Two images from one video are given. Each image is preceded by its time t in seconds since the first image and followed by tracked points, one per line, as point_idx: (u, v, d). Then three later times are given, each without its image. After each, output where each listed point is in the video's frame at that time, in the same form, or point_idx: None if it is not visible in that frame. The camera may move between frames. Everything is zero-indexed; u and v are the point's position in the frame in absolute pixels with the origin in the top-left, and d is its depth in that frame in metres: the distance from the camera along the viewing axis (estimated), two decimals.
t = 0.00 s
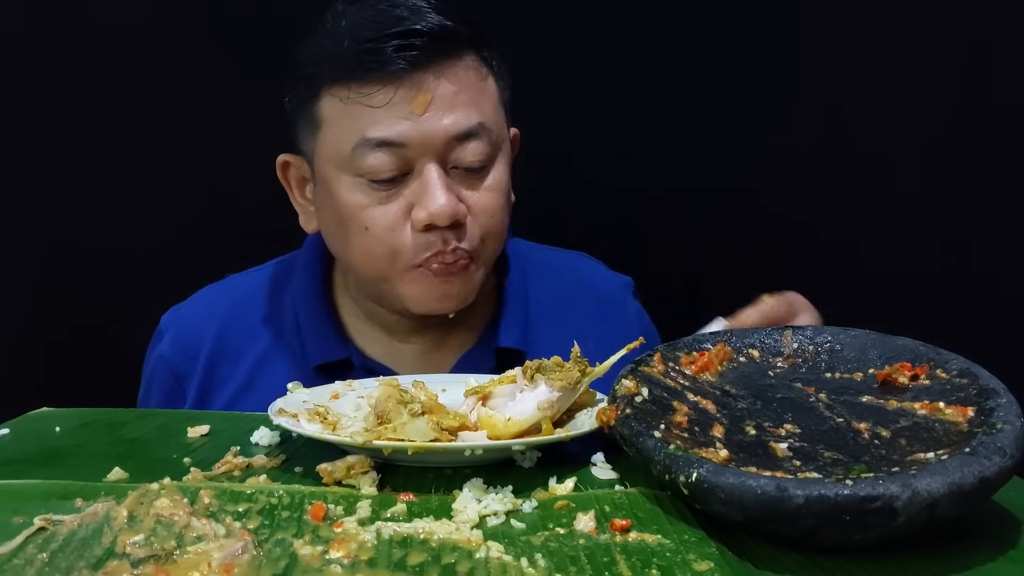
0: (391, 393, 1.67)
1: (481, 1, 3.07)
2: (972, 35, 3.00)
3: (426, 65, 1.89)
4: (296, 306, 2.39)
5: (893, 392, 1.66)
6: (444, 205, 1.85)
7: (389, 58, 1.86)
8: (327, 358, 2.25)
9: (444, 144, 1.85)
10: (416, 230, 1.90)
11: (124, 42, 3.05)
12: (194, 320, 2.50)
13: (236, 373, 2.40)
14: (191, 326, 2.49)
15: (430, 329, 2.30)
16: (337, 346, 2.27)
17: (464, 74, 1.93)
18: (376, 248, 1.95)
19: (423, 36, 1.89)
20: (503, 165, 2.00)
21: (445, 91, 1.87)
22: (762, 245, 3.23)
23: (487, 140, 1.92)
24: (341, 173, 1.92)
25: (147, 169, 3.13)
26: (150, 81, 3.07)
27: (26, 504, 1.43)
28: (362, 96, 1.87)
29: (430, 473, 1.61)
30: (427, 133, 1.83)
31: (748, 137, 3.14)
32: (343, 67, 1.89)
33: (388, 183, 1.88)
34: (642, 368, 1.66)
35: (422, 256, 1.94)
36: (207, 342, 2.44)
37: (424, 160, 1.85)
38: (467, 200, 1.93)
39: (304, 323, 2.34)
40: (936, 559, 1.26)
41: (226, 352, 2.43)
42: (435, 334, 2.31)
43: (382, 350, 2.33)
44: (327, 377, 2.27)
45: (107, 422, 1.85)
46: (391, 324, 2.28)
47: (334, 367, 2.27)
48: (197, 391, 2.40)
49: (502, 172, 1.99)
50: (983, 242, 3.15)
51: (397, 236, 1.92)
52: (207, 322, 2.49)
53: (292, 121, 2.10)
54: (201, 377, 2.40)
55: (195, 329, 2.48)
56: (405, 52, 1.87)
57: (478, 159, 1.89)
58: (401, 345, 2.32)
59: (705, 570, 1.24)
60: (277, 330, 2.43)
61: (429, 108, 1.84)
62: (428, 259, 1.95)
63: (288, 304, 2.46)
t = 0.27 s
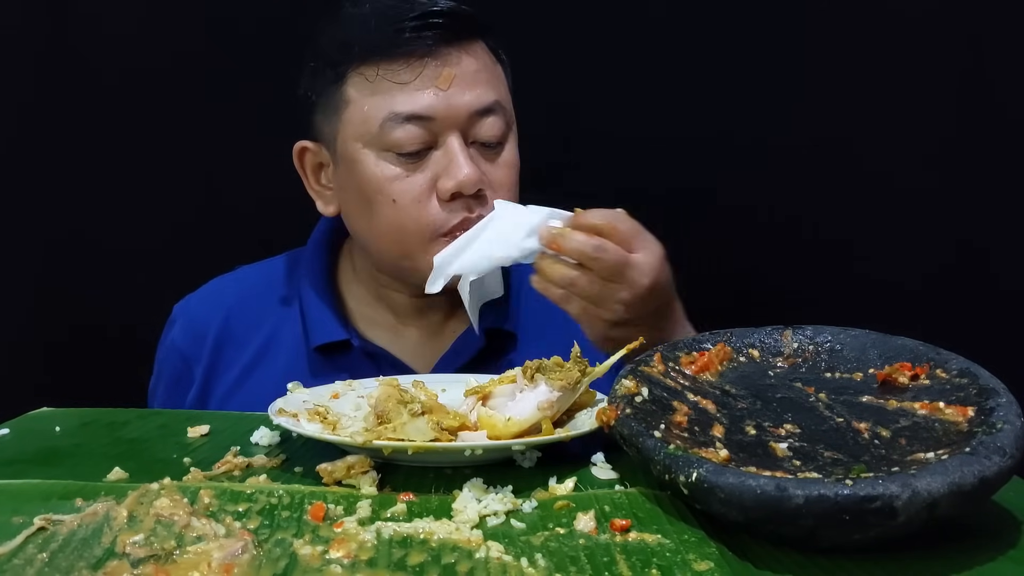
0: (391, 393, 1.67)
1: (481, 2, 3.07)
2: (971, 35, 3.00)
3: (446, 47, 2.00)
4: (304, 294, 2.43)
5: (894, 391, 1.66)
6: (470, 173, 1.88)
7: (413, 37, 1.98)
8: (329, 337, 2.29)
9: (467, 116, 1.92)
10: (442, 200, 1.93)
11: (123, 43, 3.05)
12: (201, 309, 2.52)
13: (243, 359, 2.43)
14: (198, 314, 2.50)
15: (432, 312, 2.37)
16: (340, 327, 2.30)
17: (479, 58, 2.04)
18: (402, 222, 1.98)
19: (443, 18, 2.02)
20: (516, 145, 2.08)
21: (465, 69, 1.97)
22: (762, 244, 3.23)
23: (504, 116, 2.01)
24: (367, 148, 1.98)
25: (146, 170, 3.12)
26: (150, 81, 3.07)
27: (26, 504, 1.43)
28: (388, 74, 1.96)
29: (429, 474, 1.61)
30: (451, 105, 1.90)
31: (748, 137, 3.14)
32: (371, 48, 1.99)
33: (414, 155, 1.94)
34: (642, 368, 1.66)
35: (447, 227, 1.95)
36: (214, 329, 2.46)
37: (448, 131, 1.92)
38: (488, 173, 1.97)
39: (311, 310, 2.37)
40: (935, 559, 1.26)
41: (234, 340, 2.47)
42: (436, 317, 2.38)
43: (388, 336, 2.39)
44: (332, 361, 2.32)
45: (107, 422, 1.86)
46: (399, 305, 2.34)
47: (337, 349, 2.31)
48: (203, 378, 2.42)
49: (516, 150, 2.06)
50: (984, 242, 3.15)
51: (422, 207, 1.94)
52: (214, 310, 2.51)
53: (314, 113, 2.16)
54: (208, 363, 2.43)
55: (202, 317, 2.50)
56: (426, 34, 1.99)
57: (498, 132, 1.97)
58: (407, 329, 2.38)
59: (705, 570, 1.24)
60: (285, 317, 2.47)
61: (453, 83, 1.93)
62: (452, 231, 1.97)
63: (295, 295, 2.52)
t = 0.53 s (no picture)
0: (391, 393, 1.67)
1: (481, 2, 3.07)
2: (971, 36, 3.00)
3: (432, 40, 2.01)
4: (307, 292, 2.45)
5: (893, 391, 1.66)
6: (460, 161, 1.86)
7: (400, 30, 1.99)
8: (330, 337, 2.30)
9: (454, 106, 1.92)
10: (434, 190, 1.91)
11: (124, 43, 3.05)
12: (206, 307, 2.54)
13: (244, 356, 2.44)
14: (203, 311, 2.53)
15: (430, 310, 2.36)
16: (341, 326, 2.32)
17: (466, 50, 2.05)
18: (398, 215, 1.97)
19: (429, 11, 2.04)
20: (507, 135, 2.06)
21: (450, 61, 1.98)
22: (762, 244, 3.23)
23: (492, 106, 2.00)
24: (359, 143, 1.98)
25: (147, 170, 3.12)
26: (151, 81, 3.08)
27: (27, 504, 1.43)
28: (375, 67, 1.98)
29: (430, 474, 1.61)
30: (438, 95, 1.91)
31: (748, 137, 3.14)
32: (359, 44, 2.01)
33: (405, 147, 1.94)
34: (642, 368, 1.66)
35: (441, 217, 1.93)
36: (218, 325, 2.48)
37: (437, 121, 1.92)
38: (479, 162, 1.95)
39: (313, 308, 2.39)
40: (935, 559, 1.26)
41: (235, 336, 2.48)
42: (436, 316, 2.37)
43: (388, 335, 2.39)
44: (332, 360, 2.33)
45: (107, 422, 1.86)
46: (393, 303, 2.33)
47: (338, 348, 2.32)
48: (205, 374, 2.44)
49: (507, 140, 2.05)
50: (983, 243, 3.15)
51: (415, 198, 1.93)
52: (219, 307, 2.53)
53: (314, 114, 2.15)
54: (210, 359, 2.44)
55: (206, 315, 2.52)
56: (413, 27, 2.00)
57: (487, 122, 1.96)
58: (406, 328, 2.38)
59: (705, 570, 1.24)
60: (287, 315, 2.48)
61: (439, 74, 1.93)
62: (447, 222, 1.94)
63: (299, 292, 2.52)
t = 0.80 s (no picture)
0: (391, 393, 1.67)
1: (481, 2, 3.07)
2: (971, 36, 3.00)
3: (404, 36, 2.00)
4: (312, 288, 2.46)
5: (894, 391, 1.66)
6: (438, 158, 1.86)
7: (373, 31, 2.00)
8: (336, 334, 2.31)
9: (429, 101, 1.90)
10: (416, 189, 1.91)
11: (123, 43, 3.05)
12: (213, 302, 2.56)
13: (249, 350, 2.45)
14: (209, 305, 2.55)
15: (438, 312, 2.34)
16: (347, 323, 2.33)
17: (441, 43, 2.02)
18: (383, 215, 1.97)
19: (402, 10, 2.04)
20: (492, 126, 2.03)
21: (423, 56, 1.96)
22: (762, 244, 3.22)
23: (473, 98, 1.97)
24: (341, 149, 2.00)
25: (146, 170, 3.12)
26: (150, 81, 3.07)
27: (26, 505, 1.43)
28: (350, 71, 1.98)
29: (430, 474, 1.61)
30: (410, 92, 1.89)
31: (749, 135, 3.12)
32: (334, 49, 2.02)
33: (384, 148, 1.93)
34: (642, 368, 1.66)
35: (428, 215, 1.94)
36: (224, 319, 2.50)
37: (412, 119, 1.90)
38: (462, 157, 1.94)
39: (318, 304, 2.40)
40: (935, 559, 1.26)
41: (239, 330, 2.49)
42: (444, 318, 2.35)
43: (393, 334, 2.38)
44: (336, 355, 2.34)
45: (107, 423, 1.86)
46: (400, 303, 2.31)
47: (342, 345, 2.33)
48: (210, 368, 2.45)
49: (492, 130, 2.01)
50: (984, 242, 3.15)
51: (399, 198, 1.93)
52: (225, 301, 2.55)
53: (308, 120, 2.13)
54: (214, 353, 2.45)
55: (213, 310, 2.54)
56: (385, 27, 2.00)
57: (465, 116, 1.94)
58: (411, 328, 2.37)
59: (705, 570, 1.24)
60: (292, 311, 2.49)
61: (411, 71, 1.92)
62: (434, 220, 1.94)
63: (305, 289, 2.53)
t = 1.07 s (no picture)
0: (391, 393, 1.67)
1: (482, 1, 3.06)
2: (972, 35, 3.00)
3: (429, 28, 2.01)
4: (328, 279, 2.48)
5: (894, 392, 1.66)
6: (463, 149, 1.86)
7: (400, 22, 2.01)
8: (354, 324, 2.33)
9: (454, 93, 1.91)
10: (439, 179, 1.91)
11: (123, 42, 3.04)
12: (225, 288, 2.56)
13: (260, 338, 2.45)
14: (221, 292, 2.55)
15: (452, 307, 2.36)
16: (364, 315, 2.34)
17: (466, 35, 2.03)
18: (405, 205, 1.98)
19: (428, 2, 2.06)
20: (513, 121, 2.04)
21: (449, 48, 1.97)
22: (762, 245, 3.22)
23: (496, 92, 1.98)
24: (365, 137, 2.01)
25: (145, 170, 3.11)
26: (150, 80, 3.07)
27: (26, 504, 1.43)
28: (374, 61, 1.99)
29: (430, 473, 1.61)
30: (436, 83, 1.90)
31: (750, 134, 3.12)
32: (359, 37, 2.03)
33: (408, 137, 1.94)
34: (642, 368, 1.66)
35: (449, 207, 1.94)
36: (236, 306, 2.50)
37: (437, 110, 1.91)
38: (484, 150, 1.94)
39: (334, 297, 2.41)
40: (935, 559, 1.27)
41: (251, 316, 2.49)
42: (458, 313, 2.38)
43: (408, 329, 2.40)
44: (351, 346, 2.35)
45: (107, 422, 1.85)
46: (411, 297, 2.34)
47: (359, 336, 2.34)
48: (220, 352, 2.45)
49: (513, 125, 2.02)
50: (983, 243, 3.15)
51: (422, 188, 1.94)
52: (240, 288, 2.55)
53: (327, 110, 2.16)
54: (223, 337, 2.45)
55: (225, 296, 2.53)
56: (410, 18, 2.01)
57: (489, 109, 1.95)
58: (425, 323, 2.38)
59: (705, 570, 1.24)
60: (307, 302, 2.50)
61: (437, 62, 1.93)
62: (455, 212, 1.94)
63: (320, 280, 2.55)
